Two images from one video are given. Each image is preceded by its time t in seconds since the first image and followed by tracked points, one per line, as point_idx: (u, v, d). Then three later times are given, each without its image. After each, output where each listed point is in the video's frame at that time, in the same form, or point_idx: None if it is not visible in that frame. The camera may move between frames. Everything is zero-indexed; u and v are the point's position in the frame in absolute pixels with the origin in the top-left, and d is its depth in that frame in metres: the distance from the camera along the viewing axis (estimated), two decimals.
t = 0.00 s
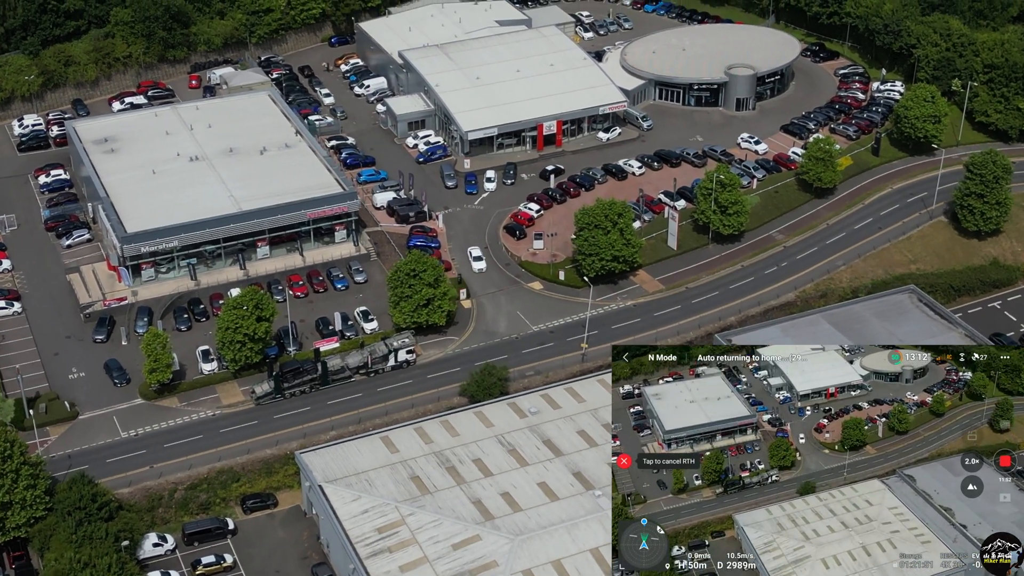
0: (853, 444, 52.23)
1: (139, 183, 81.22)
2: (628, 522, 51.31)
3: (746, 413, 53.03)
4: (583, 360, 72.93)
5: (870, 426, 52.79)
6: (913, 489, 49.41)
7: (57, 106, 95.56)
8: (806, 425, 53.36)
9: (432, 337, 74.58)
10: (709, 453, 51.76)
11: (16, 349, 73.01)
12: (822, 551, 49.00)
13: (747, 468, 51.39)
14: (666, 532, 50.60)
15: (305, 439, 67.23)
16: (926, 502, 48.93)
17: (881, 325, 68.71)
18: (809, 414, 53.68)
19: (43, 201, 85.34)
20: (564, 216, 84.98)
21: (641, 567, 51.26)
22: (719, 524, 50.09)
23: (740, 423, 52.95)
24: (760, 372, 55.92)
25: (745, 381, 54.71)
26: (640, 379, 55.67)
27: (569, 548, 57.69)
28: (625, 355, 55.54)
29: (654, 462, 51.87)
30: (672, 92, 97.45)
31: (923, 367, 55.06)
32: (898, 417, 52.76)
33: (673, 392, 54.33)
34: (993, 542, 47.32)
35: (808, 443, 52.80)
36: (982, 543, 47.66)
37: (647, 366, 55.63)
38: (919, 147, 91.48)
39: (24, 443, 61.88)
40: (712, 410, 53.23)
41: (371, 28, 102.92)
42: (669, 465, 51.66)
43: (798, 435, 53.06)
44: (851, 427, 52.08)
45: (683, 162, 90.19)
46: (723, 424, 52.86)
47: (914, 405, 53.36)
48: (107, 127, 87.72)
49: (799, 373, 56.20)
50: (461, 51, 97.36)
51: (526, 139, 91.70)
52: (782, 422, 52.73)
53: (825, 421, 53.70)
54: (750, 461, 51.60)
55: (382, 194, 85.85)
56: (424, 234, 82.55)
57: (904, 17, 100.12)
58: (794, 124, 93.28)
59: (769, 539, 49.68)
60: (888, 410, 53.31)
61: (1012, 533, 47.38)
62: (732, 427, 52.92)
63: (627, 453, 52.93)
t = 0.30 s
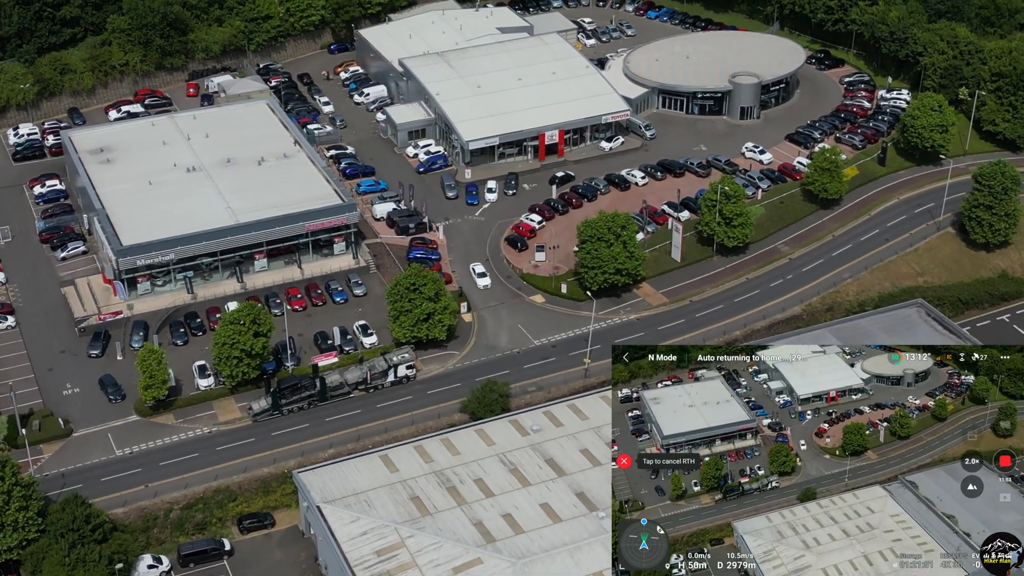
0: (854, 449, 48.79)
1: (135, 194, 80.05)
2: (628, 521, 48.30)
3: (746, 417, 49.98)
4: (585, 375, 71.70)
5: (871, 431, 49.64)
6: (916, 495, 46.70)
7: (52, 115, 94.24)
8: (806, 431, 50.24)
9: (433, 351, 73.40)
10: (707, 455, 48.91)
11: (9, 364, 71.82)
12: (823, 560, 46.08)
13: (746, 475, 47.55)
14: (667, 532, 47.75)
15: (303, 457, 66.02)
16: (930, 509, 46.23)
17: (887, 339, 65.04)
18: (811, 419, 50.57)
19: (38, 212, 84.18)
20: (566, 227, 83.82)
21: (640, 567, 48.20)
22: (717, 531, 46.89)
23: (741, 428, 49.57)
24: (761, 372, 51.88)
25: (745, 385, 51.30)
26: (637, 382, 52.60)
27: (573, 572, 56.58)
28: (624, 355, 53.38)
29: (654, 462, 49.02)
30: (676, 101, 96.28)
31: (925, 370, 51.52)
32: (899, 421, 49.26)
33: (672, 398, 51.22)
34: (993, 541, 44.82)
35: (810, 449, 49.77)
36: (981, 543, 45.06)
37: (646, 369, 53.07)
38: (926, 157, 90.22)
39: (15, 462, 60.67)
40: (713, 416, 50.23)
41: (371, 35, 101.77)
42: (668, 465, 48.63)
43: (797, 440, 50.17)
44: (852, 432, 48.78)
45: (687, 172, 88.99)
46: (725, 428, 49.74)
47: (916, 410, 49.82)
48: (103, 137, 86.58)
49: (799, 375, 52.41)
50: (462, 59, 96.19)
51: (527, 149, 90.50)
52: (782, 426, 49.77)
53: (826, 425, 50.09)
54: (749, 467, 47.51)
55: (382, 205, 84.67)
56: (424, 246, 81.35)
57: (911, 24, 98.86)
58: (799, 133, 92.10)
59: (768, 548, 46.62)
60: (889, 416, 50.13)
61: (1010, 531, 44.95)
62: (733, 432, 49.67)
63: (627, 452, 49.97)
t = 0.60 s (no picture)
0: (855, 454, 49.66)
1: (131, 206, 78.81)
2: (628, 521, 48.90)
3: (746, 421, 49.99)
4: (588, 392, 70.46)
5: (875, 436, 50.02)
6: (918, 502, 47.36)
7: (48, 124, 93.08)
8: (806, 434, 50.67)
9: (433, 366, 72.23)
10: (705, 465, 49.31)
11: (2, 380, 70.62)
12: (823, 569, 46.39)
13: (746, 481, 49.12)
14: (666, 532, 48.33)
15: (301, 476, 64.79)
16: (933, 516, 46.89)
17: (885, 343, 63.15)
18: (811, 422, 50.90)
19: (33, 223, 83.00)
20: (568, 239, 82.61)
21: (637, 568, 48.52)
22: (716, 539, 47.78)
23: (740, 433, 49.99)
24: (761, 378, 53.01)
25: (745, 388, 51.30)
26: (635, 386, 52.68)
27: None
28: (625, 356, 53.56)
29: (654, 461, 48.99)
30: (679, 109, 95.09)
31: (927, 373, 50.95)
32: (902, 426, 49.93)
33: (670, 402, 51.63)
34: (993, 542, 45.65)
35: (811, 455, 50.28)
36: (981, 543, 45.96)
37: (644, 372, 53.02)
38: (933, 167, 89.09)
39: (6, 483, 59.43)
40: (711, 420, 50.69)
41: (371, 42, 100.55)
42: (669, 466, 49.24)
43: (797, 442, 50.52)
44: (853, 437, 49.25)
45: (691, 183, 87.84)
46: (722, 432, 50.16)
47: (917, 414, 50.51)
48: (99, 147, 85.40)
49: (799, 381, 52.54)
50: (462, 67, 94.99)
51: (529, 159, 89.31)
52: (782, 430, 50.50)
53: (826, 430, 50.28)
54: (749, 473, 49.34)
55: (382, 216, 83.47)
56: (424, 258, 80.16)
57: (917, 32, 97.53)
58: (804, 143, 90.90)
59: (768, 556, 47.11)
60: (891, 419, 50.56)
61: (1011, 531, 45.81)
62: (732, 437, 50.15)
63: (627, 452, 51.39)
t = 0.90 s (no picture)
0: (857, 459, 52.89)
1: (127, 218, 77.64)
2: (629, 522, 51.96)
3: (746, 427, 53.57)
4: (591, 409, 69.28)
5: (874, 440, 54.15)
6: (920, 509, 50.60)
7: (44, 133, 91.91)
8: (806, 440, 54.16)
9: (433, 383, 71.06)
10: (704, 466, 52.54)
11: None
12: None
13: (746, 487, 51.13)
14: (666, 532, 51.07)
15: (299, 496, 63.56)
16: (935, 524, 50.11)
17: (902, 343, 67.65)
18: (811, 426, 54.73)
19: (27, 235, 81.88)
20: (571, 251, 81.52)
21: (637, 568, 51.42)
22: (715, 546, 50.16)
23: (740, 438, 53.15)
24: (761, 382, 57.45)
25: (745, 391, 55.97)
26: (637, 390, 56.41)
27: None
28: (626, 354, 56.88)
29: (654, 462, 52.86)
30: (683, 118, 93.92)
31: (930, 376, 55.76)
32: (904, 430, 53.91)
33: (669, 406, 54.94)
34: (993, 542, 49.11)
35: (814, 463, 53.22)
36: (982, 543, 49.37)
37: (644, 375, 56.84)
38: (940, 177, 87.90)
39: None
40: (710, 425, 53.69)
41: (371, 50, 99.38)
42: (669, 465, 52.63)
43: (797, 449, 54.00)
44: (854, 442, 52.82)
45: (694, 194, 86.68)
46: (721, 438, 53.04)
47: (920, 417, 54.31)
48: (95, 158, 84.24)
49: (801, 385, 56.37)
50: (463, 76, 93.83)
51: (531, 169, 88.12)
52: (781, 436, 54.38)
53: (827, 435, 53.97)
54: (749, 479, 51.26)
55: (381, 228, 82.27)
56: (424, 271, 78.95)
57: (924, 40, 96.26)
58: (810, 153, 89.71)
59: (768, 565, 49.49)
60: (893, 424, 54.63)
61: (1011, 532, 49.27)
62: (731, 442, 52.97)
63: (627, 453, 54.12)
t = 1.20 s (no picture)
0: (858, 465, 52.96)
1: (122, 231, 76.45)
2: (628, 523, 52.05)
3: (745, 432, 53.35)
4: (594, 427, 68.06)
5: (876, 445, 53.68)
6: (923, 516, 50.69)
7: (39, 143, 90.67)
8: (807, 444, 53.77)
9: (433, 400, 69.81)
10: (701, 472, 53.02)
11: None
12: None
13: (745, 494, 52.29)
14: (666, 533, 51.60)
15: (296, 516, 62.32)
16: (937, 531, 50.40)
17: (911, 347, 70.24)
18: (811, 431, 54.29)
19: (22, 247, 80.70)
20: (573, 263, 80.36)
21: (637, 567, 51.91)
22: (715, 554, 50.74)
23: (739, 443, 53.21)
24: (762, 385, 56.16)
25: (744, 395, 55.55)
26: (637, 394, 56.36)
27: None
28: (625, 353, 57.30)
29: (654, 462, 53.03)
30: (687, 128, 92.75)
31: (932, 380, 55.77)
32: (904, 435, 53.50)
33: (668, 410, 55.16)
34: (994, 542, 49.70)
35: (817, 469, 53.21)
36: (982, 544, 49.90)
37: (643, 378, 56.89)
38: (947, 188, 86.75)
39: None
40: (709, 430, 53.93)
41: (371, 58, 98.20)
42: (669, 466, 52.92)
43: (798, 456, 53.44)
44: (856, 448, 52.84)
45: (698, 205, 85.52)
46: (719, 444, 53.23)
47: (922, 422, 54.33)
48: (90, 169, 83.08)
49: (802, 389, 56.17)
50: (464, 85, 92.66)
51: (533, 180, 86.96)
52: (782, 440, 53.71)
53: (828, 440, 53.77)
54: (749, 485, 52.45)
55: (381, 240, 81.11)
56: (424, 284, 77.77)
57: (930, 48, 95.03)
58: (815, 163, 88.54)
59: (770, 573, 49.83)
60: (894, 429, 54.13)
61: (1011, 533, 49.87)
62: (729, 447, 53.19)
63: (627, 453, 54.04)
